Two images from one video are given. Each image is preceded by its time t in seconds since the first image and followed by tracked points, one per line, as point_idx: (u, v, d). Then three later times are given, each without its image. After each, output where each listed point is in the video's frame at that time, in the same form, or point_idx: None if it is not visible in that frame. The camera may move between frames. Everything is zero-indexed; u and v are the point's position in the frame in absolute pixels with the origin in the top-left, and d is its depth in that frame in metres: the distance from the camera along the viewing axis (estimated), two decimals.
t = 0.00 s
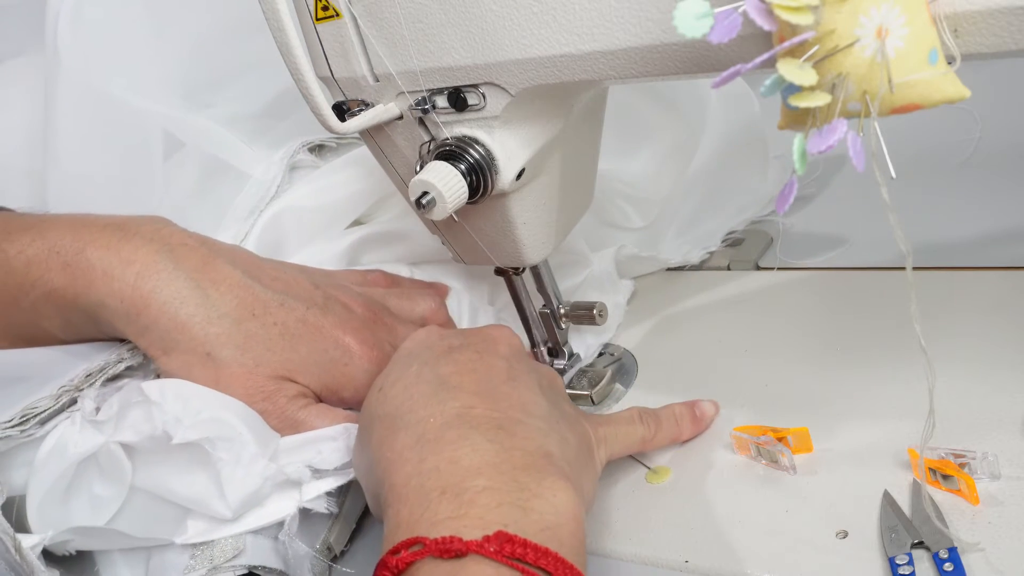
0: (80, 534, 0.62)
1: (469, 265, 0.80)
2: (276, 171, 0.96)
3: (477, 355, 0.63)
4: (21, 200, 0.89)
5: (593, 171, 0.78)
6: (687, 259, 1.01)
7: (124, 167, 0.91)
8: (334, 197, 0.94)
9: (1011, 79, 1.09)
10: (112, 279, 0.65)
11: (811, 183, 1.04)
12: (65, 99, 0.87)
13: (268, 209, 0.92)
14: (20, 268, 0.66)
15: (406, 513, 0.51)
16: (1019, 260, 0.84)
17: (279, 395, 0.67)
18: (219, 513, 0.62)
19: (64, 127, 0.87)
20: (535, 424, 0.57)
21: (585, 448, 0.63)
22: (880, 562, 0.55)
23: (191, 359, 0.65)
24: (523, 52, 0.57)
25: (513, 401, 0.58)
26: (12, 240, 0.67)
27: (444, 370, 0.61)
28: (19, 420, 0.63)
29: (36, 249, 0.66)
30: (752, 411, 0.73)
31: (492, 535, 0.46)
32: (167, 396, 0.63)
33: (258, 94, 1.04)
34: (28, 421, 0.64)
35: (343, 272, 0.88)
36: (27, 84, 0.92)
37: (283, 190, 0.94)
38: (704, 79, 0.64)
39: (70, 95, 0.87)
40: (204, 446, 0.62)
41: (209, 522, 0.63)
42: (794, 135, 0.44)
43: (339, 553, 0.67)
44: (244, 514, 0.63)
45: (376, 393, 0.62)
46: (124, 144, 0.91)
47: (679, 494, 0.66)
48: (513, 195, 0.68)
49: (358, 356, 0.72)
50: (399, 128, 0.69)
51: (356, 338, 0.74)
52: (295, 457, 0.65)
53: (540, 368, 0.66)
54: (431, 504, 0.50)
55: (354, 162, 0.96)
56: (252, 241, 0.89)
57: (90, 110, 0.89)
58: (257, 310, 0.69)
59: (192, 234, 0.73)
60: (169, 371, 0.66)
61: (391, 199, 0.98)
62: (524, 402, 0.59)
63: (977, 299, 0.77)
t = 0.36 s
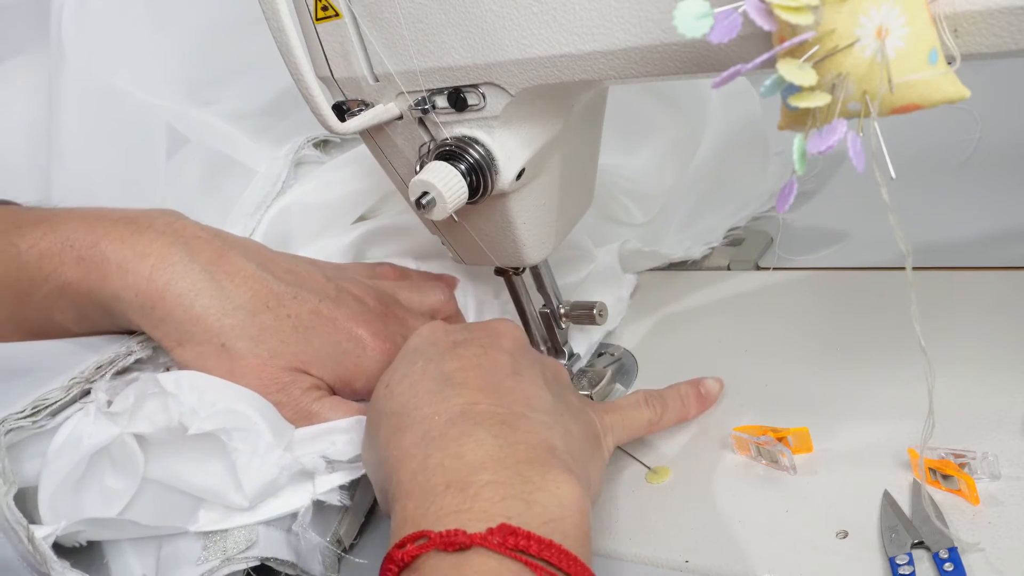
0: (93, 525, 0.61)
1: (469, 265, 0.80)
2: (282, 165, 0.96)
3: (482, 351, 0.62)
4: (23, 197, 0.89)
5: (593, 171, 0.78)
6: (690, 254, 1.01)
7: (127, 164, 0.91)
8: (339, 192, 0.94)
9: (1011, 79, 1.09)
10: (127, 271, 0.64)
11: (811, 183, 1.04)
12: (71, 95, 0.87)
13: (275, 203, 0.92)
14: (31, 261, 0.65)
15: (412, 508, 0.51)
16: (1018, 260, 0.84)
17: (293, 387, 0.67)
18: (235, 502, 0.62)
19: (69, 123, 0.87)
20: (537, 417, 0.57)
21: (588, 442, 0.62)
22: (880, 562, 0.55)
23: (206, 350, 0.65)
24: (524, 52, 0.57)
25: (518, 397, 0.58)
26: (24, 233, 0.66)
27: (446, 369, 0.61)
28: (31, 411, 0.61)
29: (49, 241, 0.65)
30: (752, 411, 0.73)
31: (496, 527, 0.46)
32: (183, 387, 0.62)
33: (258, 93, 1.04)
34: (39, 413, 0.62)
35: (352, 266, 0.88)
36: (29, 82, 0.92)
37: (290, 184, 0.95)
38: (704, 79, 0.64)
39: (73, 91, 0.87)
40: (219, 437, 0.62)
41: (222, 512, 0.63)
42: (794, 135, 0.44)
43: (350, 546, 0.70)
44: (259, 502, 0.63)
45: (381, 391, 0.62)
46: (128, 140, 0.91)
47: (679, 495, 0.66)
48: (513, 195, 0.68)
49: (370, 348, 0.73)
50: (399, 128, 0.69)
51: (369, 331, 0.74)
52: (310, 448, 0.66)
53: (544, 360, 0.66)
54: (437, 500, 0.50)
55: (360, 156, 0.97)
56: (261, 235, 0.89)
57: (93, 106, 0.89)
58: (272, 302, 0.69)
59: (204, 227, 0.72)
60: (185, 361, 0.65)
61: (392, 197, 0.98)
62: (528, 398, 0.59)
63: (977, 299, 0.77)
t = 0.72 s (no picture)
0: (98, 518, 0.60)
1: (469, 266, 0.80)
2: (285, 161, 0.95)
3: (469, 416, 0.62)
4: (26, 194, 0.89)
5: (593, 171, 0.78)
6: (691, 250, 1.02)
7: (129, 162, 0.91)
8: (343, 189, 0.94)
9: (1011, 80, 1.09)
10: (136, 265, 0.64)
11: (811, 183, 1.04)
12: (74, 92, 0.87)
13: (280, 200, 0.92)
14: (42, 255, 0.65)
15: None
16: (1018, 260, 0.84)
17: (299, 383, 0.68)
18: (241, 496, 0.62)
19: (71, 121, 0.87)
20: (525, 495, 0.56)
21: (589, 490, 0.62)
22: (880, 562, 0.55)
23: (214, 342, 0.65)
24: (524, 52, 0.57)
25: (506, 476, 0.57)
26: (34, 229, 0.66)
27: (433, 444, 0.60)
28: (38, 404, 0.61)
29: (58, 236, 0.65)
30: (752, 411, 0.73)
31: None
32: (192, 381, 0.62)
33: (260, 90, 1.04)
34: (46, 406, 0.61)
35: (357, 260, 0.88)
36: (30, 81, 0.92)
37: (293, 180, 0.95)
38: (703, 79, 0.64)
39: (76, 88, 0.87)
40: (227, 430, 0.62)
41: (227, 505, 0.63)
42: (794, 135, 0.44)
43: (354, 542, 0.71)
44: (264, 497, 0.63)
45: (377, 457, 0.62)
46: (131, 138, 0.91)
47: (678, 495, 0.66)
48: (513, 195, 0.68)
49: (377, 343, 0.74)
50: (399, 127, 0.69)
51: (376, 326, 0.75)
52: (318, 448, 0.65)
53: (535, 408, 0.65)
54: None
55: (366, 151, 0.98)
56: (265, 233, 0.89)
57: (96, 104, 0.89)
58: (279, 295, 0.69)
59: (213, 221, 0.72)
60: (194, 353, 0.65)
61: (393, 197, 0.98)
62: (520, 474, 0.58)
63: (977, 299, 0.77)
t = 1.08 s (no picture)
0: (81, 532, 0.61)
1: (469, 266, 0.80)
2: (271, 159, 0.94)
3: (449, 473, 0.57)
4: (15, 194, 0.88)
5: (593, 170, 0.78)
6: (695, 256, 1.02)
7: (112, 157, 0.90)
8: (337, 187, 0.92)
9: (1011, 80, 1.09)
10: (38, 264, 0.62)
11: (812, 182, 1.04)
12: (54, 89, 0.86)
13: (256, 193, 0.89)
14: None
15: None
16: (1018, 259, 0.84)
17: (227, 368, 0.63)
18: (231, 512, 0.61)
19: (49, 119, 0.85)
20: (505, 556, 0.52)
21: (576, 541, 0.58)
22: (880, 562, 0.55)
23: (127, 339, 0.62)
24: (524, 52, 0.57)
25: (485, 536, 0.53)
26: None
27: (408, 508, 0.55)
28: None
29: None
30: (752, 411, 0.73)
31: None
32: (169, 405, 0.60)
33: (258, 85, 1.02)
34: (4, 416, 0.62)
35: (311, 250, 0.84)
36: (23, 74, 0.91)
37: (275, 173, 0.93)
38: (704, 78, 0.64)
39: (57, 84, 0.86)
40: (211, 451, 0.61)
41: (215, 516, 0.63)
42: (794, 135, 0.44)
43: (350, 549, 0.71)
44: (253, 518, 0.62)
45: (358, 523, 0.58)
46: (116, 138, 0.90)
47: (678, 495, 0.66)
48: (513, 195, 0.68)
49: (304, 315, 0.69)
50: (399, 128, 0.69)
51: (303, 300, 0.71)
52: (308, 461, 0.63)
53: (523, 453, 0.61)
54: None
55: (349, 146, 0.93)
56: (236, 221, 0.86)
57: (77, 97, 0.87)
58: (189, 280, 0.66)
59: (123, 212, 0.70)
60: (113, 355, 0.63)
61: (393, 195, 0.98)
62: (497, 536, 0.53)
63: (977, 300, 0.77)
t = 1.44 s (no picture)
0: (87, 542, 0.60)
1: (469, 265, 0.80)
2: (274, 170, 0.93)
3: (452, 476, 0.57)
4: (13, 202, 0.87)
5: (593, 170, 0.78)
6: (694, 257, 1.02)
7: (112, 169, 0.88)
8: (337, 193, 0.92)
9: (1011, 79, 1.09)
10: (86, 306, 0.61)
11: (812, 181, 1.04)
12: (58, 99, 0.85)
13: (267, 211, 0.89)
14: None
15: None
16: (1018, 259, 0.84)
17: (276, 409, 0.65)
18: (229, 527, 0.62)
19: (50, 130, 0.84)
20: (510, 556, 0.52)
21: (580, 542, 0.58)
22: (880, 562, 0.55)
23: (179, 381, 0.62)
24: (523, 52, 0.57)
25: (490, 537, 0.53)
26: None
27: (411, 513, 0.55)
28: (15, 433, 0.60)
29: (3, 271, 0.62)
30: (752, 411, 0.73)
31: None
32: (195, 414, 0.60)
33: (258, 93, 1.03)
34: (24, 434, 0.60)
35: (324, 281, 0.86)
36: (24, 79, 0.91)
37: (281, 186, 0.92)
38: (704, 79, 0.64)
39: (62, 95, 0.85)
40: (226, 466, 0.61)
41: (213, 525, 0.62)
42: (794, 135, 0.44)
43: (350, 551, 0.71)
44: (254, 534, 0.62)
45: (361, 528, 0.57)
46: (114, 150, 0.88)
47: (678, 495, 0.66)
48: (512, 195, 0.68)
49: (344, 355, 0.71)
50: (400, 128, 0.69)
51: (342, 338, 0.72)
52: (307, 487, 0.64)
53: (524, 454, 0.61)
54: None
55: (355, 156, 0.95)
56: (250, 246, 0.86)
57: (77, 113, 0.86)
58: (237, 323, 0.66)
59: (162, 254, 0.69)
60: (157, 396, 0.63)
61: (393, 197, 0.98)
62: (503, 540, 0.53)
63: (977, 299, 0.77)
